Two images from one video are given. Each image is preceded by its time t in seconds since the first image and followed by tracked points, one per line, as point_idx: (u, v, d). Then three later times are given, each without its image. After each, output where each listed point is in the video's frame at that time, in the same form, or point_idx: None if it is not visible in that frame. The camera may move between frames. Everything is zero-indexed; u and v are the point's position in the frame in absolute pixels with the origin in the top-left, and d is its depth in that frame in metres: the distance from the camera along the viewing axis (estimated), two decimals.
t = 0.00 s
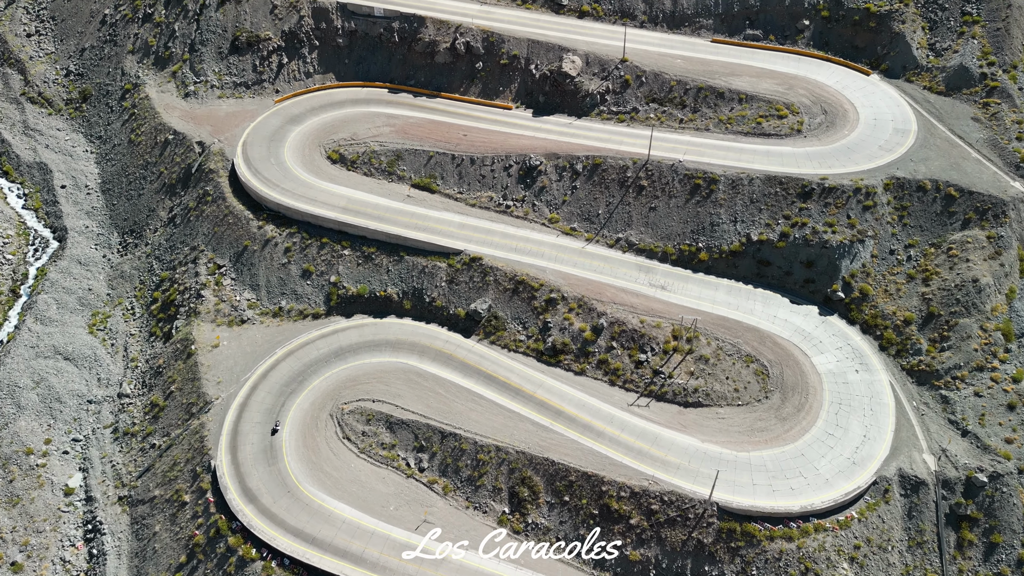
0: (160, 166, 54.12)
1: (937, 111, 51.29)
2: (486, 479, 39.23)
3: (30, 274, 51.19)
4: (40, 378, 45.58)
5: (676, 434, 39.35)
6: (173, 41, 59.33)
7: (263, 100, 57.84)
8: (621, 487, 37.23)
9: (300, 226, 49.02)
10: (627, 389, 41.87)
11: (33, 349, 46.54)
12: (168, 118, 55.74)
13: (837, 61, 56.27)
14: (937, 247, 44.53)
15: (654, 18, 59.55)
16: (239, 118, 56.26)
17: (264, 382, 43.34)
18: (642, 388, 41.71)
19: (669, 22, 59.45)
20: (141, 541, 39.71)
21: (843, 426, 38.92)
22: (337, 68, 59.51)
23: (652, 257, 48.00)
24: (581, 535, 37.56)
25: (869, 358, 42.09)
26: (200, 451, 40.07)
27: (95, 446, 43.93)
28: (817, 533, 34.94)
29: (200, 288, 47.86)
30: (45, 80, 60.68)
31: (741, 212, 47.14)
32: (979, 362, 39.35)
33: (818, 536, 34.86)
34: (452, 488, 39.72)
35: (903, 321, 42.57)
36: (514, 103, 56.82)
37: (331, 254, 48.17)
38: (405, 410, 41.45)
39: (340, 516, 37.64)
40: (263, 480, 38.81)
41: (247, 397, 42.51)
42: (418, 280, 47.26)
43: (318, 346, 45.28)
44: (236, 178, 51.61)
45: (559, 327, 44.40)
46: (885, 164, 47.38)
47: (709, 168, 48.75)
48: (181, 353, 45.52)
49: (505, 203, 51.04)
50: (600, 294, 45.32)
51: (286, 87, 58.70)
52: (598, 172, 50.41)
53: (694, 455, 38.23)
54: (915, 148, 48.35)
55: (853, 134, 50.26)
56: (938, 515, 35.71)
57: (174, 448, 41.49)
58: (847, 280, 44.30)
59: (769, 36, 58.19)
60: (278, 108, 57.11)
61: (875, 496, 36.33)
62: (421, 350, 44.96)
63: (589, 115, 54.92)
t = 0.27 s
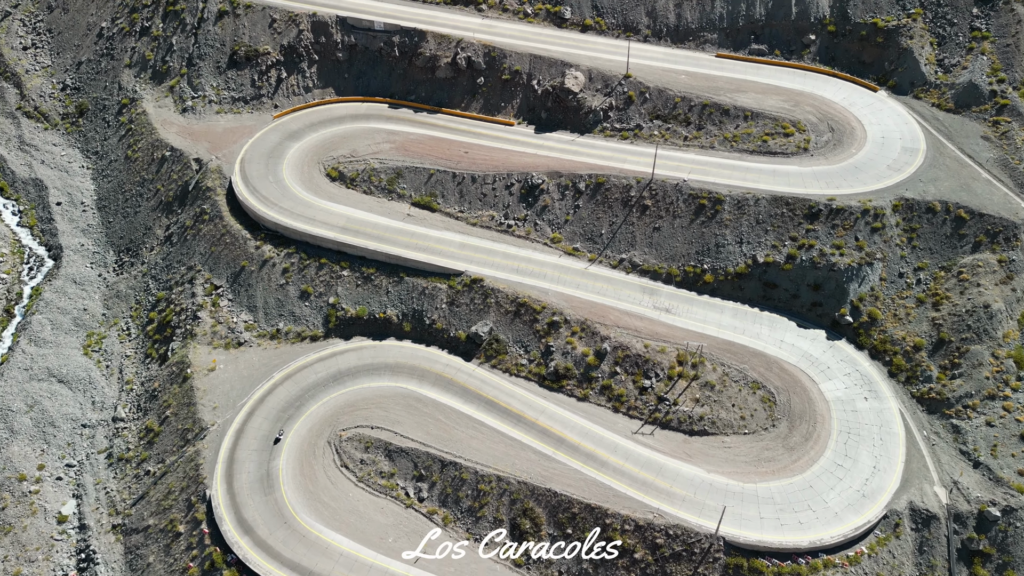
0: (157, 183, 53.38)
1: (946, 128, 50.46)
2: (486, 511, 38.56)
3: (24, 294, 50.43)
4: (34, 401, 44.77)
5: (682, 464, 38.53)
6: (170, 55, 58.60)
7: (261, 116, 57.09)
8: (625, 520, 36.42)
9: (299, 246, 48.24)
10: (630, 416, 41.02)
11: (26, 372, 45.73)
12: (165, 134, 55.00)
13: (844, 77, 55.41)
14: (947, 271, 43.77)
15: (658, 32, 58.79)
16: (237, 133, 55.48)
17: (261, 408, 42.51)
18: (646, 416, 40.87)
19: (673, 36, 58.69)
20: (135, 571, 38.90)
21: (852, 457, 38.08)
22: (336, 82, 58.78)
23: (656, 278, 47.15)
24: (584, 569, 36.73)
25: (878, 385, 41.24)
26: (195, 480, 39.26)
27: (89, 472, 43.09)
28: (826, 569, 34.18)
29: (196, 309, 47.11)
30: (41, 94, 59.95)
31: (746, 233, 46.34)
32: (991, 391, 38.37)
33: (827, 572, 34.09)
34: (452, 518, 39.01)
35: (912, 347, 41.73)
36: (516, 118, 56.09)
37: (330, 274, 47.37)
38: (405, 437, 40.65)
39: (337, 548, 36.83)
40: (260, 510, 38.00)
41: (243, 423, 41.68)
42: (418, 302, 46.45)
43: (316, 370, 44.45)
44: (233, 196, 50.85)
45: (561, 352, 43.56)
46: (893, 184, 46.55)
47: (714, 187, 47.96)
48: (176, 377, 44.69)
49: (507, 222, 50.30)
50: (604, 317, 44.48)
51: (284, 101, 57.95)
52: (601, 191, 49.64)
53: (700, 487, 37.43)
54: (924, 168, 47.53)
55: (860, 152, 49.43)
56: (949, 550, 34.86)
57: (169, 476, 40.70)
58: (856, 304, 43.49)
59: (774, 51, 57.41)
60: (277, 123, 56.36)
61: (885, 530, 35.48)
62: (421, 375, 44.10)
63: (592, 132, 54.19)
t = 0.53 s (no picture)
0: (153, 201, 52.65)
1: (956, 147, 49.59)
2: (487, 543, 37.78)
3: (19, 314, 49.65)
4: (27, 426, 43.94)
5: (687, 495, 37.72)
6: (168, 70, 57.89)
7: (260, 131, 56.34)
8: (629, 554, 35.62)
9: (297, 267, 47.45)
10: (635, 445, 40.20)
11: (20, 395, 44.90)
12: (163, 151, 54.30)
13: (851, 92, 54.57)
14: (957, 295, 42.91)
15: (662, 47, 58.09)
16: (235, 150, 54.73)
17: (258, 434, 41.71)
18: (651, 444, 40.05)
19: (677, 51, 57.99)
20: None
21: (861, 488, 37.25)
22: (336, 97, 58.03)
23: (660, 300, 46.30)
24: None
25: (888, 413, 40.41)
26: (190, 510, 38.45)
27: (83, 498, 42.25)
28: None
29: (193, 331, 46.35)
30: (38, 108, 59.25)
31: (753, 254, 45.52)
32: (1004, 420, 37.46)
33: None
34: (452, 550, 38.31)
35: (923, 374, 40.88)
36: (518, 135, 55.31)
37: (328, 296, 46.54)
38: (404, 466, 39.84)
39: None
40: (256, 542, 37.19)
41: (240, 451, 40.89)
42: (418, 324, 45.63)
43: (314, 395, 43.64)
44: (231, 215, 50.08)
45: (564, 377, 42.69)
46: (902, 205, 45.70)
47: (720, 208, 47.16)
48: (172, 401, 43.89)
49: (508, 242, 49.50)
50: (607, 341, 43.61)
51: (283, 116, 57.19)
52: (604, 211, 48.83)
53: (706, 519, 36.62)
54: (933, 188, 46.68)
55: (868, 172, 48.57)
56: None
57: (164, 504, 39.87)
58: (864, 329, 42.64)
59: (780, 66, 56.62)
60: (276, 139, 55.60)
61: (896, 566, 34.67)
62: (421, 400, 43.26)
63: (595, 149, 53.40)
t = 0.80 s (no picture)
0: (150, 219, 51.87)
1: (965, 166, 48.73)
2: None
3: (12, 335, 48.86)
4: (20, 451, 43.11)
5: (693, 528, 36.91)
6: (165, 84, 57.13)
7: (258, 147, 55.58)
8: None
9: (295, 288, 46.68)
10: (639, 474, 39.39)
11: (13, 420, 44.09)
12: (160, 168, 53.56)
13: (858, 109, 53.73)
14: (968, 319, 42.06)
15: (665, 62, 57.33)
16: (233, 167, 53.95)
17: (254, 462, 40.90)
18: (655, 474, 39.24)
19: (681, 66, 57.23)
20: None
21: (871, 522, 36.42)
22: (335, 112, 57.27)
23: (665, 323, 45.44)
24: None
25: (898, 443, 39.58)
26: (184, 541, 37.60)
27: (77, 527, 41.40)
28: None
29: (189, 354, 45.56)
30: (33, 123, 58.47)
31: (759, 277, 44.67)
32: (1017, 452, 36.56)
33: None
34: None
35: (933, 403, 40.03)
36: (519, 151, 54.54)
37: (326, 318, 45.74)
38: (404, 496, 39.04)
39: None
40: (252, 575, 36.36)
41: (236, 479, 40.07)
42: (418, 348, 44.79)
43: (312, 420, 42.82)
44: (228, 235, 49.30)
45: (567, 403, 41.85)
46: (911, 227, 44.87)
47: (725, 229, 46.34)
48: (167, 427, 43.09)
49: (510, 262, 48.68)
50: (611, 366, 42.76)
51: (282, 132, 56.42)
52: (607, 231, 47.99)
53: (712, 554, 35.84)
54: (943, 209, 45.83)
55: (876, 192, 47.71)
56: None
57: (158, 534, 39.00)
58: (873, 355, 41.81)
59: (786, 82, 55.80)
60: (274, 156, 54.81)
61: None
62: (420, 426, 42.42)
63: (598, 166, 52.62)
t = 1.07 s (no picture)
0: (145, 239, 51.05)
1: (974, 186, 47.89)
2: None
3: (5, 357, 48.05)
4: (11, 479, 42.19)
5: (698, 563, 36.11)
6: (161, 100, 56.33)
7: (255, 165, 54.78)
8: None
9: (292, 311, 45.92)
10: (643, 506, 38.57)
11: (5, 446, 43.20)
12: (155, 186, 52.75)
13: (864, 127, 52.90)
14: (978, 346, 41.22)
15: (668, 78, 56.62)
16: (230, 185, 53.15)
17: (250, 492, 40.07)
18: (660, 506, 38.43)
19: (684, 82, 56.48)
20: None
21: (881, 557, 35.57)
22: (334, 129, 56.50)
23: (669, 347, 44.58)
24: None
25: (907, 474, 38.75)
26: None
27: (68, 557, 40.49)
28: None
29: (184, 378, 44.72)
30: (27, 140, 57.67)
31: (765, 301, 43.83)
32: None
33: None
34: None
35: (943, 432, 39.19)
36: (520, 169, 53.81)
37: (324, 342, 44.94)
38: (403, 528, 38.21)
39: None
40: None
41: (231, 510, 39.25)
42: (417, 373, 43.93)
43: (309, 448, 41.99)
44: (225, 256, 48.54)
45: (569, 431, 41.03)
46: (920, 250, 44.06)
47: (730, 251, 45.51)
48: (161, 454, 42.21)
49: (511, 284, 47.88)
50: (614, 393, 41.92)
51: (280, 149, 55.64)
52: (610, 253, 47.16)
53: None
54: (952, 232, 45.02)
55: (884, 213, 46.88)
56: None
57: (150, 567, 37.99)
58: (882, 382, 40.99)
59: (791, 98, 54.98)
60: (272, 174, 54.08)
61: None
62: (420, 454, 41.57)
63: (601, 185, 51.86)
